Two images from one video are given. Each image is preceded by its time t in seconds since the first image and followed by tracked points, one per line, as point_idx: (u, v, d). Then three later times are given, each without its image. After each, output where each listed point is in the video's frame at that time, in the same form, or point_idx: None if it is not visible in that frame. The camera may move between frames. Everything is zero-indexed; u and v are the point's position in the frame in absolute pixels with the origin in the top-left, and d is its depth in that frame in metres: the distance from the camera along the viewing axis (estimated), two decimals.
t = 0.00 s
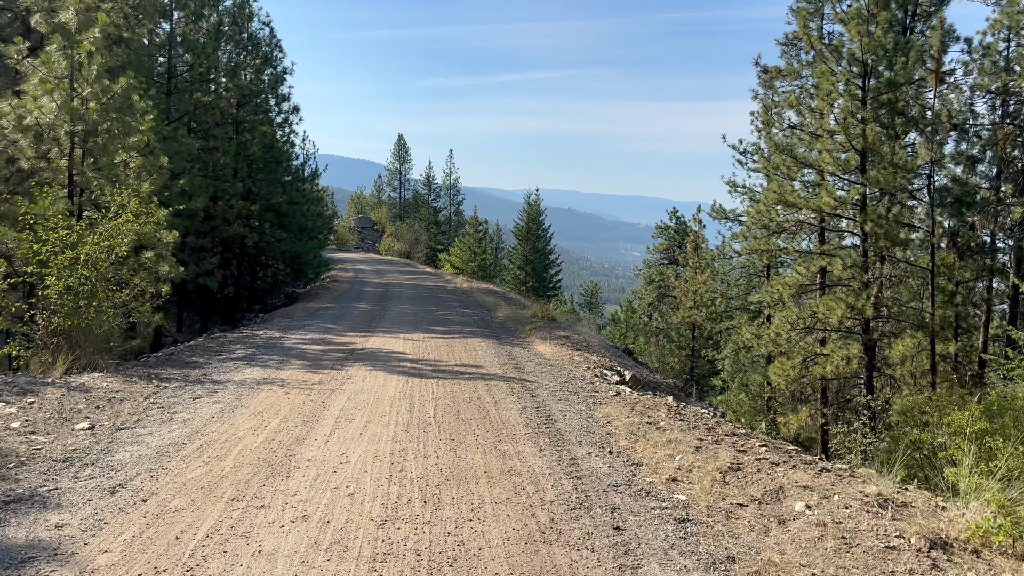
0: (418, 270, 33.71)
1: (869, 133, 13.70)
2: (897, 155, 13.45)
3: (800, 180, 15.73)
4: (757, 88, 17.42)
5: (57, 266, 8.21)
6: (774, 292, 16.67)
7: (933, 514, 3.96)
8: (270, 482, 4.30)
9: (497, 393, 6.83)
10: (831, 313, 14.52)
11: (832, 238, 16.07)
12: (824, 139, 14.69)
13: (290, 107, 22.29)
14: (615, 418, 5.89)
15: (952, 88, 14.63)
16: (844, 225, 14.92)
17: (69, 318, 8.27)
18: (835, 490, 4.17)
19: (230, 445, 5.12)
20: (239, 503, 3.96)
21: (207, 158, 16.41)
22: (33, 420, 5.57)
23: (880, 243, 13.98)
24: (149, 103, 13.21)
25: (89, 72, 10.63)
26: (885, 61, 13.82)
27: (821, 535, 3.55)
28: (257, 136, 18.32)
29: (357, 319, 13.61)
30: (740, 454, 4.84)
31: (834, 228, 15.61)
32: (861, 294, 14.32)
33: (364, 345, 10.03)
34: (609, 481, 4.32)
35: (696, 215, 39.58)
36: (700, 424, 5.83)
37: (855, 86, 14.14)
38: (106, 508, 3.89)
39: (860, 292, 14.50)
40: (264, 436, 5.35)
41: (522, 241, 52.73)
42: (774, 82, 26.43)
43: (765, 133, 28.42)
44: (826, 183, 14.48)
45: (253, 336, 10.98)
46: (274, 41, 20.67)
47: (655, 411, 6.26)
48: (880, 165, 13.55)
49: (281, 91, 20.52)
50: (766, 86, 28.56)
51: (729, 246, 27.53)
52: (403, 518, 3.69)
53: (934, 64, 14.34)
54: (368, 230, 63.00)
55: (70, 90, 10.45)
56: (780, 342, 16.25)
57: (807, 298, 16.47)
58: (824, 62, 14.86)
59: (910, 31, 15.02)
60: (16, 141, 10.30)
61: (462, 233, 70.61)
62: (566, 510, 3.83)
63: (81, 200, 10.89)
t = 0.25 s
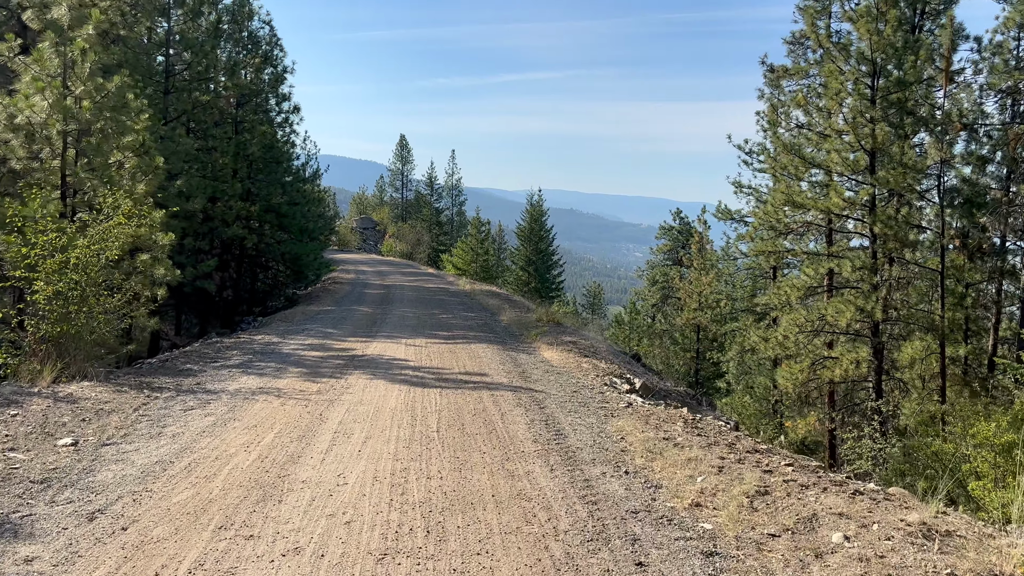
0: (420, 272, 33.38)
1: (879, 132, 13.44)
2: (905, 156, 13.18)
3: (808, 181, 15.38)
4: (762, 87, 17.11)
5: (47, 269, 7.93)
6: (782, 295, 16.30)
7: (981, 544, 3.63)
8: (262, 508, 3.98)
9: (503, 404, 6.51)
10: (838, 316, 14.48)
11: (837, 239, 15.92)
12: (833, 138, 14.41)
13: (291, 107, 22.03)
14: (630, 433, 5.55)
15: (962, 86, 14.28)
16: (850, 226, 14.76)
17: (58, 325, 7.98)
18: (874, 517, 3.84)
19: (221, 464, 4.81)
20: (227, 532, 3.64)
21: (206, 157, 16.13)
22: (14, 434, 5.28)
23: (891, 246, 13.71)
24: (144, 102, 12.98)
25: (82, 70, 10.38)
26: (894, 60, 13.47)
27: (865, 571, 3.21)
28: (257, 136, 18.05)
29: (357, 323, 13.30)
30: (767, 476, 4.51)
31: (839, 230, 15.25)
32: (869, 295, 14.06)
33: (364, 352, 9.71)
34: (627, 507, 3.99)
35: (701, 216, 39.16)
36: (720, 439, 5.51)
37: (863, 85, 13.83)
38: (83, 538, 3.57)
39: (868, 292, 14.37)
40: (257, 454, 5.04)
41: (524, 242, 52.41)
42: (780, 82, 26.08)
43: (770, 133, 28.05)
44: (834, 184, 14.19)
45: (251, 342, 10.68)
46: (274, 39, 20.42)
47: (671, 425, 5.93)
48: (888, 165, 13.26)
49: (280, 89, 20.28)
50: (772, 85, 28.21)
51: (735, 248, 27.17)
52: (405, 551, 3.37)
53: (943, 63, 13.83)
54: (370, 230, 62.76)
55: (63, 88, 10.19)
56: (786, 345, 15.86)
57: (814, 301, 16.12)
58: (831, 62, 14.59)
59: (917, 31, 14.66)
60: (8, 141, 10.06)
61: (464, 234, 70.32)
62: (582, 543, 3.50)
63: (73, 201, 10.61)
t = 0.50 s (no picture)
0: (421, 271, 33.09)
1: (886, 129, 13.07)
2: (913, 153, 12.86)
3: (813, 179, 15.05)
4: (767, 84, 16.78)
5: (28, 268, 7.57)
6: (788, 295, 15.96)
7: None
8: (245, 522, 3.66)
9: (506, 408, 6.19)
10: (843, 316, 14.14)
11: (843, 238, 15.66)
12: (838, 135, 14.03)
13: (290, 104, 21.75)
14: (641, 439, 5.23)
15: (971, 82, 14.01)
16: (854, 225, 14.58)
17: (42, 326, 7.68)
18: (913, 534, 3.51)
19: (205, 473, 4.50)
20: (205, 551, 3.33)
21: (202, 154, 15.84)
22: None
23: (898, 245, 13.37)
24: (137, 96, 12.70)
25: (73, 62, 10.11)
26: (901, 56, 13.12)
27: None
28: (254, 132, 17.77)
29: (356, 323, 12.98)
30: (791, 487, 4.19)
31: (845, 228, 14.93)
32: (876, 295, 13.72)
33: (362, 352, 9.39)
34: (642, 522, 3.67)
35: (704, 215, 38.76)
36: (737, 447, 5.18)
37: (870, 82, 13.44)
38: (47, 557, 3.26)
39: (874, 293, 14.02)
40: (243, 462, 4.73)
41: (526, 241, 52.07)
42: (785, 79, 25.74)
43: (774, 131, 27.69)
44: (840, 182, 13.81)
45: (246, 343, 10.37)
46: (272, 35, 20.15)
47: (684, 430, 5.60)
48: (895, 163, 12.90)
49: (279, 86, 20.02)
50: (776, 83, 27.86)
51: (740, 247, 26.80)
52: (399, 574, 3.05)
53: (950, 59, 13.53)
54: (371, 230, 62.48)
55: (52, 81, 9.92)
56: (792, 345, 15.52)
57: (820, 301, 15.77)
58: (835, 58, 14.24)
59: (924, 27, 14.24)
60: None
61: (465, 234, 70.00)
62: (594, 564, 3.18)
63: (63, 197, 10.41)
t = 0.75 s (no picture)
0: (420, 273, 32.80)
1: (892, 130, 12.75)
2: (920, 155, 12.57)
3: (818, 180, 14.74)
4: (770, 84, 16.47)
5: (11, 273, 7.27)
6: (793, 298, 15.65)
7: None
8: (222, 556, 3.36)
9: (506, 422, 5.89)
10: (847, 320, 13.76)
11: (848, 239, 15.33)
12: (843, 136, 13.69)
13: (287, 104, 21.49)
14: (649, 457, 4.92)
15: (976, 82, 13.78)
16: (858, 228, 14.22)
17: (24, 333, 7.38)
18: (952, 571, 3.20)
19: (183, 498, 4.19)
20: None
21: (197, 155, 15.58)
22: None
23: (904, 248, 13.02)
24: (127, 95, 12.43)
25: (61, 61, 9.86)
26: (907, 56, 12.81)
27: None
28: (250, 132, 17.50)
29: (353, 328, 12.68)
30: (813, 513, 3.88)
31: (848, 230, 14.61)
32: (883, 297, 13.36)
33: (358, 360, 9.09)
34: (655, 557, 3.36)
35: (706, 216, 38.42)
36: (751, 465, 4.88)
37: (875, 82, 13.11)
38: None
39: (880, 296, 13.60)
40: (225, 484, 4.42)
41: (527, 243, 51.74)
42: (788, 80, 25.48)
43: (777, 131, 27.39)
44: (846, 184, 13.46)
45: (238, 350, 10.07)
46: (269, 34, 19.91)
47: (694, 447, 5.29)
48: (901, 165, 12.61)
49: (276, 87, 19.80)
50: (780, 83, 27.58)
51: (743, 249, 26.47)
52: None
53: (956, 59, 13.42)
54: (372, 231, 62.26)
55: (40, 80, 9.66)
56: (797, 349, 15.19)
57: (824, 303, 15.44)
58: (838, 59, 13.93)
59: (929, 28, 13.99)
60: None
61: (466, 235, 69.70)
62: None
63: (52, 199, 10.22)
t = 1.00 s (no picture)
0: (420, 274, 32.50)
1: (898, 128, 12.39)
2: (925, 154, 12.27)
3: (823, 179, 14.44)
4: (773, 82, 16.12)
5: None
6: (798, 298, 15.33)
7: None
8: None
9: (509, 429, 5.58)
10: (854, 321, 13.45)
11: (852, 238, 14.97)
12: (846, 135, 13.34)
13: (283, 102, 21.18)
14: (662, 468, 4.61)
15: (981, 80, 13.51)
16: (861, 227, 13.87)
17: (4, 335, 7.07)
18: None
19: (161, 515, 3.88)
20: None
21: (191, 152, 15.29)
22: None
23: (908, 247, 12.68)
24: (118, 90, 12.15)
25: (48, 54, 9.56)
26: (913, 54, 12.47)
27: None
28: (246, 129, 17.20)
29: (350, 329, 12.37)
30: (844, 532, 3.58)
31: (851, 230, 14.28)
32: (888, 298, 12.98)
33: (354, 363, 8.78)
34: None
35: (708, 216, 38.09)
36: (770, 477, 4.58)
37: (880, 80, 12.75)
38: None
39: (886, 296, 13.18)
40: (208, 499, 4.12)
41: (526, 243, 51.42)
42: (791, 78, 25.19)
43: (780, 130, 27.07)
44: (851, 183, 13.12)
45: (231, 352, 9.76)
46: (265, 31, 19.61)
47: (709, 456, 4.99)
48: (905, 164, 12.33)
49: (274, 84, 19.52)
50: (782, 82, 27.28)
51: (746, 249, 26.14)
52: None
53: (962, 57, 13.12)
54: (371, 232, 61.99)
55: (26, 74, 9.37)
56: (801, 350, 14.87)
57: (828, 304, 15.11)
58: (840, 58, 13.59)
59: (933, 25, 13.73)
60: None
61: (465, 236, 69.38)
62: None
63: (38, 196, 9.91)
